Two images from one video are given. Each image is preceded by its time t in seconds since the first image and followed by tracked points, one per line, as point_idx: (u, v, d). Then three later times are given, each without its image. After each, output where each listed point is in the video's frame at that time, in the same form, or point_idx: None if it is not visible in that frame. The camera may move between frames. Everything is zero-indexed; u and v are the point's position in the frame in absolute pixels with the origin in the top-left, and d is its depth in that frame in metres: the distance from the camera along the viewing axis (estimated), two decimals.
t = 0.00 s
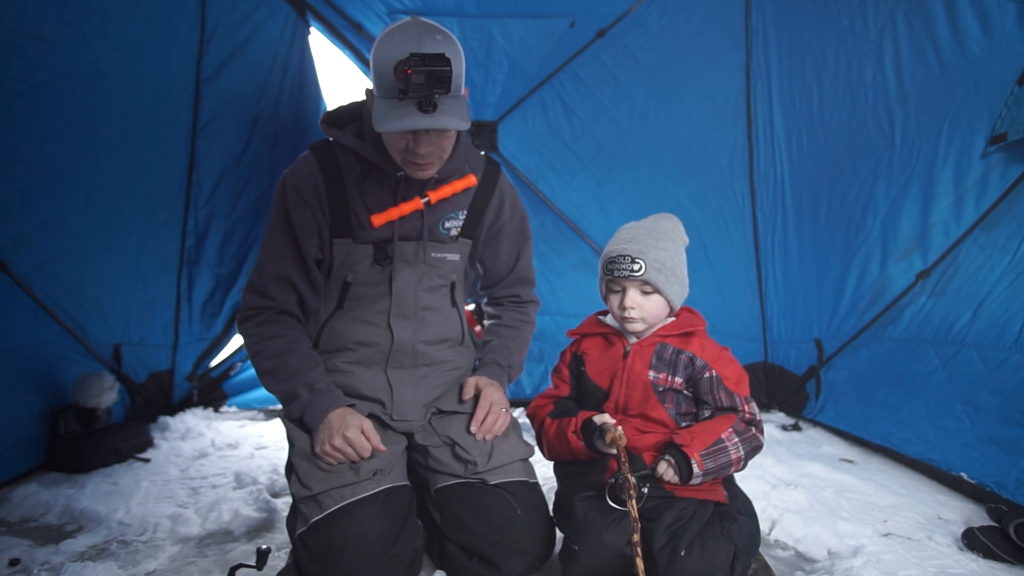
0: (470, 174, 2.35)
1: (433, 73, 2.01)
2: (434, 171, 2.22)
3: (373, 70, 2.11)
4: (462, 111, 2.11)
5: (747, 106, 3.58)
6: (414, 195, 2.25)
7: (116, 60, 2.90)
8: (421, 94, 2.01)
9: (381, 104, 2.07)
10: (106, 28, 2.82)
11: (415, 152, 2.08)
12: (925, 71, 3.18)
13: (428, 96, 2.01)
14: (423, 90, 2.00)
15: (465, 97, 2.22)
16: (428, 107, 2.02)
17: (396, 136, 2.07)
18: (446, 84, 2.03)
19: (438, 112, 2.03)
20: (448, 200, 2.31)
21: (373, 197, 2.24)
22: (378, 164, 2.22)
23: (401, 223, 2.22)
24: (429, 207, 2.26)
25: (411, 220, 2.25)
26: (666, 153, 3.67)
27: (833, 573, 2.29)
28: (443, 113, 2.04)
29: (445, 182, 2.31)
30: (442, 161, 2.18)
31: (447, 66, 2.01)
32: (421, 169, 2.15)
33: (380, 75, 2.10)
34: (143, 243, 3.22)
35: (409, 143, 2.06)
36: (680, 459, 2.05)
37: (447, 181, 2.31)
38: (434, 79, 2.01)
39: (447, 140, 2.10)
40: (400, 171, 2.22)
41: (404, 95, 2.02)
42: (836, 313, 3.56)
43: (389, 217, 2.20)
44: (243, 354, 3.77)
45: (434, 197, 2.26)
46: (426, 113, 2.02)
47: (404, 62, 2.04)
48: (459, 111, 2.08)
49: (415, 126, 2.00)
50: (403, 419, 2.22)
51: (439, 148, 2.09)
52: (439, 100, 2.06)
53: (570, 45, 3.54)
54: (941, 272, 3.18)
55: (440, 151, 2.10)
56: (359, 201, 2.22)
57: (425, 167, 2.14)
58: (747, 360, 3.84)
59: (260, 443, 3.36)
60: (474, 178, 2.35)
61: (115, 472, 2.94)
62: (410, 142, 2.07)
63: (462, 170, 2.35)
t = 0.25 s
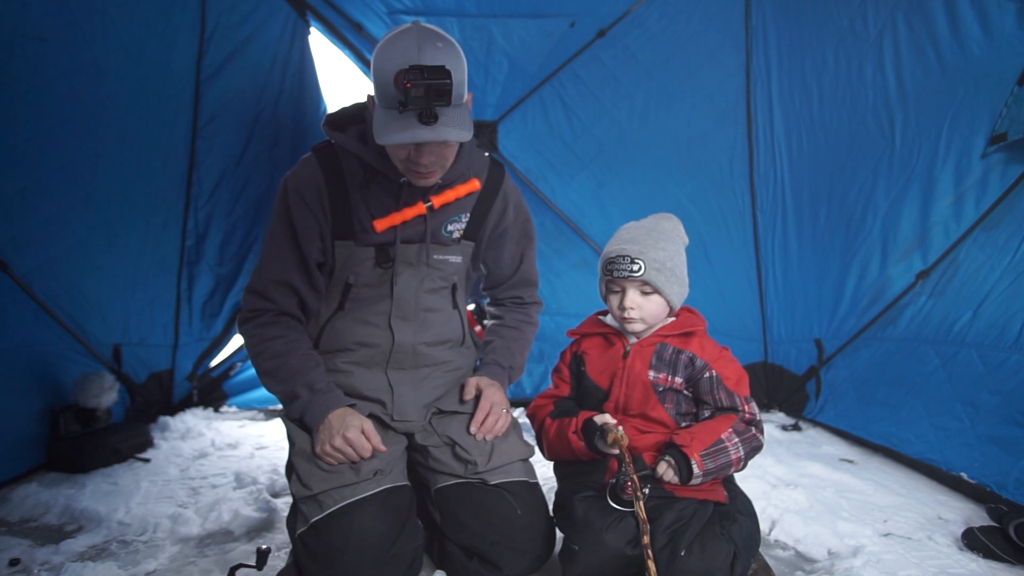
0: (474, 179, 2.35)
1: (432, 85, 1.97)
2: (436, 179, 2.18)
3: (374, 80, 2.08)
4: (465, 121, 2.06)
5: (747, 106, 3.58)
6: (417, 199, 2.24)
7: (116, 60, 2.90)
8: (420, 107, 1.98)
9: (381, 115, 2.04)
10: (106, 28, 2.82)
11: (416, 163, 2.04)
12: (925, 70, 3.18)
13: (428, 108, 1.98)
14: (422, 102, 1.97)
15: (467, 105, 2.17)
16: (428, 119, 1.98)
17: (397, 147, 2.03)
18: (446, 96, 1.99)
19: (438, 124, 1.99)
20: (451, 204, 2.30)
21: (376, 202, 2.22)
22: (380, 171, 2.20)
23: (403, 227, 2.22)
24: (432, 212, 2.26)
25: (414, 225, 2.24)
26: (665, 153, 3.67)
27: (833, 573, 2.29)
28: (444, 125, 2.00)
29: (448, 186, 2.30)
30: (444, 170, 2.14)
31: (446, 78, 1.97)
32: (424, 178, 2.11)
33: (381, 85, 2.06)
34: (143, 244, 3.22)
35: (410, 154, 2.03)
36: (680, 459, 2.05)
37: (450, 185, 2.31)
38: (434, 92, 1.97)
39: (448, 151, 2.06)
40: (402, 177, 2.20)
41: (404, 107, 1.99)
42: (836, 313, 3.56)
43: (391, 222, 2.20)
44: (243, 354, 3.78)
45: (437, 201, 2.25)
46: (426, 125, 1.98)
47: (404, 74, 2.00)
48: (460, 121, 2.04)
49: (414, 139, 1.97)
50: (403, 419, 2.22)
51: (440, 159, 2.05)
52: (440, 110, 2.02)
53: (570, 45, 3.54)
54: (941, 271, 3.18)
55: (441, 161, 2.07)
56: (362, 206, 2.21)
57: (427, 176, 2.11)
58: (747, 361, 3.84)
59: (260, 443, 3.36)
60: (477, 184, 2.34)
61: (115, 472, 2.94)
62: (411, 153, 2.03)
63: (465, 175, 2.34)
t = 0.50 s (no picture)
0: (476, 182, 2.35)
1: (436, 93, 1.95)
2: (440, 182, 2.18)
3: (377, 84, 2.07)
4: (469, 126, 2.06)
5: (747, 106, 3.59)
6: (419, 201, 2.24)
7: (116, 60, 2.89)
8: (424, 115, 1.97)
9: (385, 120, 2.04)
10: (106, 28, 2.82)
11: (420, 169, 2.05)
12: (925, 70, 3.18)
13: (432, 115, 1.97)
14: (426, 110, 1.95)
15: (471, 106, 2.16)
16: (431, 126, 1.98)
17: (401, 154, 2.04)
18: (450, 104, 1.97)
19: (441, 132, 1.99)
20: (453, 207, 2.30)
21: (378, 204, 2.21)
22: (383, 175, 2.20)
23: (405, 229, 2.22)
24: (434, 214, 2.26)
25: (416, 227, 2.24)
26: (665, 153, 3.67)
27: (833, 573, 2.29)
28: (447, 132, 2.00)
29: (451, 189, 2.30)
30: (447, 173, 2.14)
31: (450, 85, 1.95)
32: (428, 182, 2.12)
33: (384, 90, 2.06)
34: (143, 244, 3.22)
35: (414, 161, 2.04)
36: (680, 460, 2.05)
37: (453, 189, 2.30)
38: (438, 100, 1.95)
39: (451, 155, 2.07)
40: (404, 180, 2.20)
41: (408, 115, 1.98)
42: (836, 313, 3.55)
43: (393, 223, 2.20)
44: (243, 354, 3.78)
45: (439, 204, 2.25)
46: (430, 132, 1.98)
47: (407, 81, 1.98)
48: (464, 127, 2.04)
49: (418, 147, 1.97)
50: (403, 420, 2.22)
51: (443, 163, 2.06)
52: (444, 117, 2.02)
53: (570, 45, 3.54)
54: (941, 271, 3.18)
55: (444, 165, 2.07)
56: (363, 208, 2.21)
57: (430, 179, 2.11)
58: (747, 361, 3.84)
59: (259, 443, 3.36)
60: (479, 186, 2.34)
61: (116, 472, 2.94)
62: (414, 158, 2.04)
63: (468, 177, 2.34)
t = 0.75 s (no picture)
0: (477, 183, 2.35)
1: (437, 95, 1.94)
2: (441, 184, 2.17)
3: (379, 86, 2.07)
4: (470, 128, 2.06)
5: (747, 106, 3.58)
6: (420, 202, 2.24)
7: (116, 60, 2.90)
8: (424, 117, 1.97)
9: (386, 122, 2.04)
10: (106, 28, 2.82)
11: (422, 170, 2.05)
12: (925, 70, 3.18)
13: (433, 117, 1.96)
14: (427, 112, 1.95)
15: (473, 108, 2.16)
16: (432, 128, 1.97)
17: (403, 156, 2.04)
18: (451, 105, 1.96)
19: (443, 134, 1.99)
20: (454, 208, 2.30)
21: (378, 204, 2.21)
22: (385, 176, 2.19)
23: (406, 231, 2.22)
24: (435, 215, 2.26)
25: (416, 227, 2.24)
26: (665, 153, 3.67)
27: (833, 573, 2.29)
28: (449, 134, 2.00)
29: (452, 190, 2.30)
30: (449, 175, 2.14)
31: (452, 86, 1.94)
32: (429, 184, 2.12)
33: (386, 91, 2.06)
34: (143, 244, 3.22)
35: (416, 162, 2.04)
36: (680, 460, 2.05)
37: (454, 190, 2.31)
38: (439, 102, 1.95)
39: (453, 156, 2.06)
40: (405, 181, 2.20)
41: (409, 117, 1.98)
42: (836, 313, 3.55)
43: (393, 224, 2.20)
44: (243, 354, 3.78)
45: (441, 206, 2.25)
46: (431, 134, 1.98)
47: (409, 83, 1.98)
48: (465, 129, 2.04)
49: (419, 148, 1.97)
50: (403, 420, 2.22)
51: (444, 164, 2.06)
52: (445, 119, 2.01)
53: (570, 45, 3.54)
54: (941, 271, 3.18)
55: (445, 167, 2.07)
56: (364, 208, 2.20)
57: (431, 180, 2.11)
58: (747, 360, 3.84)
59: (259, 443, 3.36)
60: (480, 188, 2.35)
61: (115, 472, 2.94)
62: (416, 159, 2.04)
63: (469, 178, 2.34)
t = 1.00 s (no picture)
0: (477, 184, 2.35)
1: (440, 97, 1.93)
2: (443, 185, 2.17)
3: (381, 86, 2.07)
4: (471, 129, 2.06)
5: (747, 106, 3.59)
6: (420, 203, 2.24)
7: (116, 60, 2.90)
8: (427, 119, 1.96)
9: (388, 123, 2.04)
10: (106, 28, 2.82)
11: (423, 171, 2.05)
12: (925, 70, 3.18)
13: (435, 119, 1.96)
14: (429, 114, 1.94)
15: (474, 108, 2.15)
16: (433, 130, 1.97)
17: (404, 156, 2.04)
18: (454, 108, 1.95)
19: (444, 136, 1.99)
20: (454, 208, 2.30)
21: (378, 204, 2.21)
22: (386, 176, 2.19)
23: (406, 231, 2.21)
24: (435, 216, 2.25)
25: (417, 228, 2.24)
26: (665, 153, 3.67)
27: (833, 573, 2.29)
28: (451, 136, 2.00)
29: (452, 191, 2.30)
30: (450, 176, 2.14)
31: (454, 89, 1.93)
32: (431, 184, 2.12)
33: (388, 92, 2.06)
34: (143, 244, 3.22)
35: (417, 163, 2.04)
36: (680, 460, 2.05)
37: (455, 190, 2.30)
38: (442, 105, 1.93)
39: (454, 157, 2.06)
40: (406, 182, 2.20)
41: (411, 119, 1.98)
42: (836, 313, 3.55)
43: (393, 225, 2.20)
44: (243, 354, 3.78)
45: (441, 206, 2.25)
46: (432, 136, 1.98)
47: (411, 85, 1.97)
48: (467, 131, 2.04)
49: (421, 150, 1.97)
50: (403, 420, 2.22)
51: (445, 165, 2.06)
52: (447, 120, 2.01)
53: (570, 45, 3.54)
54: (941, 271, 3.18)
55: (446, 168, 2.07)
56: (364, 208, 2.20)
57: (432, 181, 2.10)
58: (747, 360, 3.84)
59: (259, 443, 3.36)
60: (480, 188, 2.35)
61: (115, 472, 2.94)
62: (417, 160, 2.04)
63: (469, 179, 2.34)
